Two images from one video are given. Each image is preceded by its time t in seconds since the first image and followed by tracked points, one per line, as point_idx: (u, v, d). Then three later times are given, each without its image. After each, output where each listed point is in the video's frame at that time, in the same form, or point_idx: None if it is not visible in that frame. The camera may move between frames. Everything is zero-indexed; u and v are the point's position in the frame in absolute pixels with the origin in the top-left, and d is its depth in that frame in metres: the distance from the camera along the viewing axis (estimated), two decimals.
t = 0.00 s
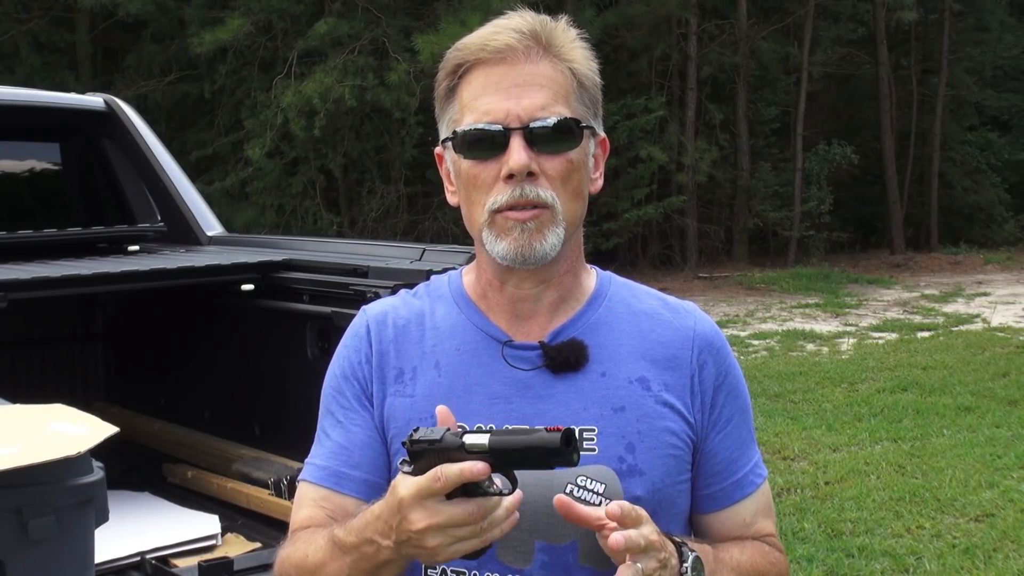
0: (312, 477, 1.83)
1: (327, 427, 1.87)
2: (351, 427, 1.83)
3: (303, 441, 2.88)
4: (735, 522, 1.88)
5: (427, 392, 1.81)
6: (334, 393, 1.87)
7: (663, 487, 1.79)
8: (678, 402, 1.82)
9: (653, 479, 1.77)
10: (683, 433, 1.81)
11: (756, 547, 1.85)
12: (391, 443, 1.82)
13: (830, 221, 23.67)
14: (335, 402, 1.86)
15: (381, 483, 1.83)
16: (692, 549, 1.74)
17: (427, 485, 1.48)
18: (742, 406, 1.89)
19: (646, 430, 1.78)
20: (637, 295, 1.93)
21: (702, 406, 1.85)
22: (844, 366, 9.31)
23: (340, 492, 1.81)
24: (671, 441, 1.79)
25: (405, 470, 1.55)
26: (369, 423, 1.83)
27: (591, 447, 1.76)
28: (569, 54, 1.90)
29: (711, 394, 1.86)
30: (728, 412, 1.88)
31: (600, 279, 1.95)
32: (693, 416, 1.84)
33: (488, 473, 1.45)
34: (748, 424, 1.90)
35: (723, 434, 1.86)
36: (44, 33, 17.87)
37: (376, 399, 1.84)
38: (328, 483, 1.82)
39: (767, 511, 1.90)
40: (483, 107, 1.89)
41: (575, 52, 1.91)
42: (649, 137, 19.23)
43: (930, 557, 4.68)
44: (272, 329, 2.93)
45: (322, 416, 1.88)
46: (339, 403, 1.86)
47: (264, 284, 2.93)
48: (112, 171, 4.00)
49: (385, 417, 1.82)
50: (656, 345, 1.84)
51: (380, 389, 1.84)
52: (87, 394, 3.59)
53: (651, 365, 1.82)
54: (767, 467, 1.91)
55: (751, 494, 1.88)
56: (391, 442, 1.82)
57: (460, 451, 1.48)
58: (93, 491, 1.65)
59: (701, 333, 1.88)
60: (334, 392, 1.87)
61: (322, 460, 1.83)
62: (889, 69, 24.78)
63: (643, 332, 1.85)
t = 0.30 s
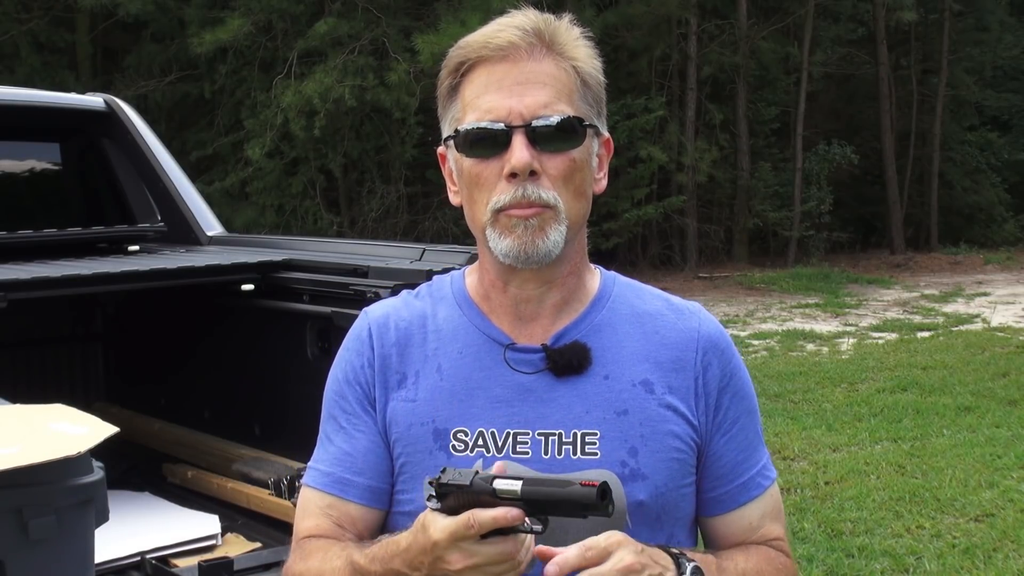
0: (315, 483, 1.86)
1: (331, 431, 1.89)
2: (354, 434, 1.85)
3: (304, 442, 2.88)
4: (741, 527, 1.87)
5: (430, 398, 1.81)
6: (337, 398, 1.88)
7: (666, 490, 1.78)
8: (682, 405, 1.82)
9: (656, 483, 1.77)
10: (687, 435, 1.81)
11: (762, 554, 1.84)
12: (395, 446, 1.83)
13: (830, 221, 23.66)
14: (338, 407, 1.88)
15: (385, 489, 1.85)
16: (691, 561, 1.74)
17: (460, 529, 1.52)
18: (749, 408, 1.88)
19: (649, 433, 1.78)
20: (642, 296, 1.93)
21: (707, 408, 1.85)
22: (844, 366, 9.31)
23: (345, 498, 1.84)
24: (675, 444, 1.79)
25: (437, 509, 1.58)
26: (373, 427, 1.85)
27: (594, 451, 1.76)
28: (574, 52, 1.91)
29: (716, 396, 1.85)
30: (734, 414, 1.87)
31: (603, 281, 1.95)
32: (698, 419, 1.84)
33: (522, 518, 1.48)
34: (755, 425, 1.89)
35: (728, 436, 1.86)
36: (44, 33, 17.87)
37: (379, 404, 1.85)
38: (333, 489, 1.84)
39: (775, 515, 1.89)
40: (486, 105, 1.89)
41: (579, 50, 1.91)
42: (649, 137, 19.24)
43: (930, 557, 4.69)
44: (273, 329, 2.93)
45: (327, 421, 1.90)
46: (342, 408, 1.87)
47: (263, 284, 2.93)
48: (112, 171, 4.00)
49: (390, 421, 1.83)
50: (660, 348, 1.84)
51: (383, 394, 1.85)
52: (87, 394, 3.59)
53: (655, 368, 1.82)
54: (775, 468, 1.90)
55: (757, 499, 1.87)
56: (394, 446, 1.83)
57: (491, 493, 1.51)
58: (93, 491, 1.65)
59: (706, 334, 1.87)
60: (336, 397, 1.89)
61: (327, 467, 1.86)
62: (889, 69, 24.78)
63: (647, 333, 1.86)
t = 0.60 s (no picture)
0: (313, 490, 1.86)
1: (327, 437, 1.89)
2: (350, 441, 1.85)
3: (303, 444, 2.89)
4: (741, 530, 1.86)
5: (425, 401, 1.81)
6: (331, 404, 1.88)
7: (663, 492, 1.78)
8: (679, 405, 1.82)
9: (652, 484, 1.77)
10: (683, 436, 1.81)
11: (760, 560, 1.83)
12: (392, 450, 1.83)
13: (830, 221, 23.66)
14: (333, 412, 1.88)
15: (380, 495, 1.85)
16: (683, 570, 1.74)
17: (481, 546, 1.54)
18: (748, 408, 1.87)
19: (645, 434, 1.77)
20: (639, 296, 1.94)
21: (704, 409, 1.85)
22: (844, 366, 9.31)
23: (342, 504, 1.84)
24: (672, 445, 1.79)
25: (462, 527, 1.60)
26: (370, 433, 1.85)
27: (589, 453, 1.75)
28: (564, 50, 1.90)
29: (712, 397, 1.85)
30: (732, 414, 1.86)
31: (599, 280, 1.96)
32: (695, 419, 1.84)
33: (539, 540, 1.51)
34: (754, 425, 1.88)
35: (725, 436, 1.85)
36: (44, 33, 17.87)
37: (375, 409, 1.85)
38: (330, 496, 1.84)
39: (776, 521, 1.87)
40: (477, 104, 1.90)
41: (570, 47, 1.91)
42: (649, 137, 19.24)
43: (930, 557, 4.69)
44: (273, 330, 2.93)
45: (321, 427, 1.90)
46: (337, 414, 1.87)
47: (263, 284, 2.93)
48: (113, 171, 4.00)
49: (386, 424, 1.83)
50: (655, 349, 1.85)
51: (379, 398, 1.85)
52: (87, 394, 3.59)
53: (651, 368, 1.83)
54: (775, 469, 1.89)
55: (756, 501, 1.86)
56: (391, 450, 1.83)
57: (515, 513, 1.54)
58: (94, 491, 1.65)
59: (703, 332, 1.87)
60: (331, 403, 1.89)
61: (323, 473, 1.86)
62: (889, 69, 24.79)
63: (642, 333, 1.86)
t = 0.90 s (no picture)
0: (302, 490, 1.85)
1: (319, 439, 1.88)
2: (343, 442, 1.85)
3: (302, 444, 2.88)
4: (736, 531, 1.85)
5: (420, 403, 1.81)
6: (324, 405, 1.88)
7: (657, 492, 1.78)
8: (673, 404, 1.82)
9: (647, 484, 1.77)
10: (679, 435, 1.81)
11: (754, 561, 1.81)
12: (387, 452, 1.83)
13: (830, 221, 23.65)
14: (325, 414, 1.88)
15: (373, 497, 1.85)
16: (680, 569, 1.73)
17: (480, 530, 1.51)
18: (744, 407, 1.87)
19: (639, 433, 1.78)
20: (632, 295, 1.94)
21: (698, 407, 1.85)
22: (844, 366, 9.31)
23: (331, 506, 1.84)
24: (666, 444, 1.79)
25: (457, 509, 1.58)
26: (364, 435, 1.85)
27: (583, 453, 1.75)
28: (556, 50, 1.90)
29: (706, 395, 1.85)
30: (726, 413, 1.85)
31: (593, 280, 1.95)
32: (689, 418, 1.84)
33: (543, 528, 1.50)
34: (749, 424, 1.87)
35: (720, 435, 1.85)
36: (44, 33, 17.85)
37: (370, 411, 1.85)
38: (319, 497, 1.84)
39: (774, 521, 1.86)
40: (467, 105, 1.90)
41: (562, 47, 1.91)
42: (649, 137, 19.23)
43: (930, 557, 4.69)
44: (273, 330, 2.93)
45: (314, 428, 1.89)
46: (330, 415, 1.87)
47: (263, 284, 2.93)
48: (112, 172, 4.00)
49: (380, 426, 1.83)
50: (649, 348, 1.85)
51: (374, 401, 1.85)
52: (87, 395, 3.59)
53: (645, 367, 1.83)
54: (771, 469, 1.88)
55: (752, 500, 1.84)
56: (385, 452, 1.83)
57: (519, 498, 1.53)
58: (94, 491, 1.65)
59: (696, 331, 1.88)
60: (324, 404, 1.88)
61: (315, 475, 1.85)
62: (889, 69, 24.78)
63: (636, 332, 1.86)
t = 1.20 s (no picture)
0: (297, 466, 1.81)
1: (314, 418, 1.85)
2: (342, 419, 1.81)
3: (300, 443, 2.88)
4: (732, 523, 1.86)
5: (416, 391, 1.80)
6: (321, 386, 1.86)
7: (652, 485, 1.78)
8: (669, 398, 1.82)
9: (641, 476, 1.77)
10: (674, 429, 1.81)
11: (753, 553, 1.83)
12: (381, 437, 1.81)
13: (830, 221, 23.66)
14: (322, 396, 1.85)
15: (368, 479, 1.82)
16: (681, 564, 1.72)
17: (456, 390, 1.54)
18: (738, 402, 1.87)
19: (634, 425, 1.78)
20: (629, 289, 1.94)
21: (695, 401, 1.85)
22: (844, 366, 9.31)
23: (329, 481, 1.79)
24: (661, 437, 1.79)
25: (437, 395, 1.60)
26: (361, 417, 1.82)
27: (579, 443, 1.76)
28: (553, 44, 1.90)
29: (703, 388, 1.85)
30: (722, 407, 1.86)
31: (588, 274, 1.95)
32: (685, 411, 1.84)
33: (514, 383, 1.49)
34: (745, 418, 1.88)
35: (717, 429, 1.85)
36: (44, 33, 17.84)
37: (365, 396, 1.83)
38: (316, 472, 1.79)
39: (768, 513, 1.87)
40: (465, 98, 1.88)
41: (559, 41, 1.91)
42: (649, 137, 19.22)
43: (930, 557, 4.69)
44: (273, 329, 2.93)
45: (308, 407, 1.87)
46: (326, 397, 1.84)
47: (263, 284, 2.93)
48: (112, 172, 3.99)
49: (376, 412, 1.82)
50: (645, 341, 1.85)
51: (370, 383, 1.84)
52: (87, 395, 3.59)
53: (641, 359, 1.83)
54: (765, 465, 1.89)
55: (748, 494, 1.86)
56: (379, 436, 1.81)
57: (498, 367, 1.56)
58: (94, 491, 1.65)
59: (693, 325, 1.88)
60: (320, 386, 1.86)
61: (309, 450, 1.81)
62: (889, 69, 24.78)
63: (633, 325, 1.86)
